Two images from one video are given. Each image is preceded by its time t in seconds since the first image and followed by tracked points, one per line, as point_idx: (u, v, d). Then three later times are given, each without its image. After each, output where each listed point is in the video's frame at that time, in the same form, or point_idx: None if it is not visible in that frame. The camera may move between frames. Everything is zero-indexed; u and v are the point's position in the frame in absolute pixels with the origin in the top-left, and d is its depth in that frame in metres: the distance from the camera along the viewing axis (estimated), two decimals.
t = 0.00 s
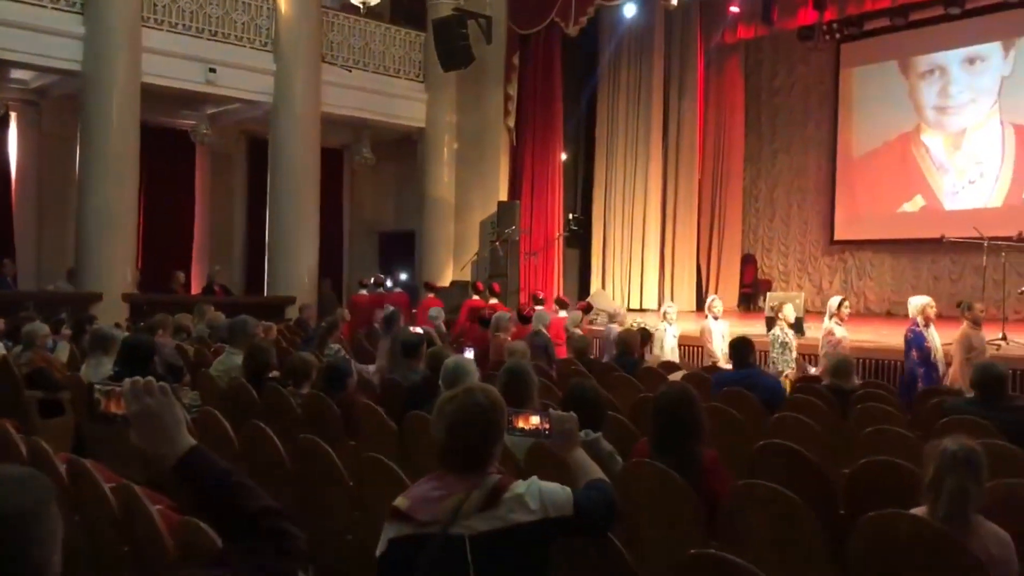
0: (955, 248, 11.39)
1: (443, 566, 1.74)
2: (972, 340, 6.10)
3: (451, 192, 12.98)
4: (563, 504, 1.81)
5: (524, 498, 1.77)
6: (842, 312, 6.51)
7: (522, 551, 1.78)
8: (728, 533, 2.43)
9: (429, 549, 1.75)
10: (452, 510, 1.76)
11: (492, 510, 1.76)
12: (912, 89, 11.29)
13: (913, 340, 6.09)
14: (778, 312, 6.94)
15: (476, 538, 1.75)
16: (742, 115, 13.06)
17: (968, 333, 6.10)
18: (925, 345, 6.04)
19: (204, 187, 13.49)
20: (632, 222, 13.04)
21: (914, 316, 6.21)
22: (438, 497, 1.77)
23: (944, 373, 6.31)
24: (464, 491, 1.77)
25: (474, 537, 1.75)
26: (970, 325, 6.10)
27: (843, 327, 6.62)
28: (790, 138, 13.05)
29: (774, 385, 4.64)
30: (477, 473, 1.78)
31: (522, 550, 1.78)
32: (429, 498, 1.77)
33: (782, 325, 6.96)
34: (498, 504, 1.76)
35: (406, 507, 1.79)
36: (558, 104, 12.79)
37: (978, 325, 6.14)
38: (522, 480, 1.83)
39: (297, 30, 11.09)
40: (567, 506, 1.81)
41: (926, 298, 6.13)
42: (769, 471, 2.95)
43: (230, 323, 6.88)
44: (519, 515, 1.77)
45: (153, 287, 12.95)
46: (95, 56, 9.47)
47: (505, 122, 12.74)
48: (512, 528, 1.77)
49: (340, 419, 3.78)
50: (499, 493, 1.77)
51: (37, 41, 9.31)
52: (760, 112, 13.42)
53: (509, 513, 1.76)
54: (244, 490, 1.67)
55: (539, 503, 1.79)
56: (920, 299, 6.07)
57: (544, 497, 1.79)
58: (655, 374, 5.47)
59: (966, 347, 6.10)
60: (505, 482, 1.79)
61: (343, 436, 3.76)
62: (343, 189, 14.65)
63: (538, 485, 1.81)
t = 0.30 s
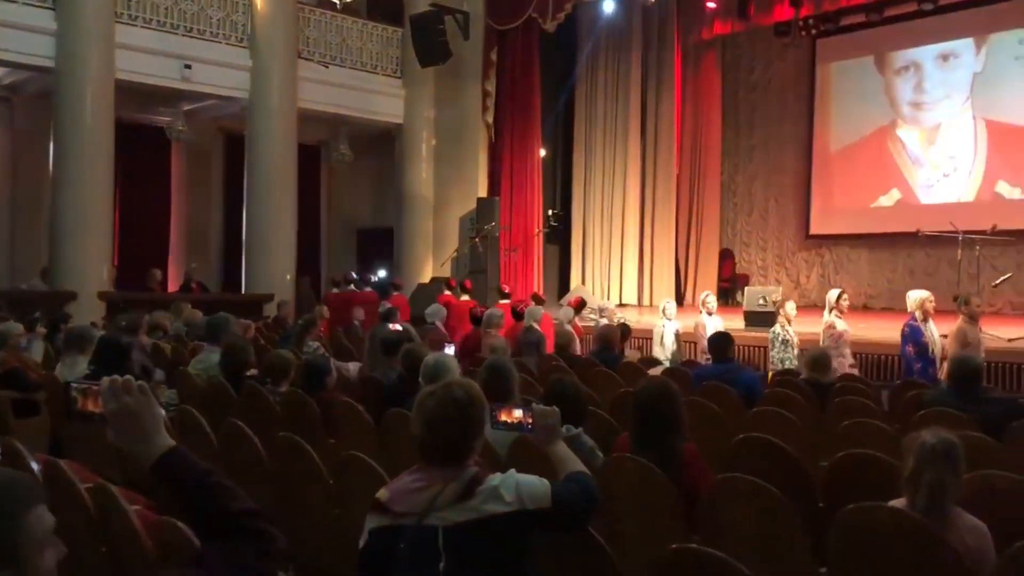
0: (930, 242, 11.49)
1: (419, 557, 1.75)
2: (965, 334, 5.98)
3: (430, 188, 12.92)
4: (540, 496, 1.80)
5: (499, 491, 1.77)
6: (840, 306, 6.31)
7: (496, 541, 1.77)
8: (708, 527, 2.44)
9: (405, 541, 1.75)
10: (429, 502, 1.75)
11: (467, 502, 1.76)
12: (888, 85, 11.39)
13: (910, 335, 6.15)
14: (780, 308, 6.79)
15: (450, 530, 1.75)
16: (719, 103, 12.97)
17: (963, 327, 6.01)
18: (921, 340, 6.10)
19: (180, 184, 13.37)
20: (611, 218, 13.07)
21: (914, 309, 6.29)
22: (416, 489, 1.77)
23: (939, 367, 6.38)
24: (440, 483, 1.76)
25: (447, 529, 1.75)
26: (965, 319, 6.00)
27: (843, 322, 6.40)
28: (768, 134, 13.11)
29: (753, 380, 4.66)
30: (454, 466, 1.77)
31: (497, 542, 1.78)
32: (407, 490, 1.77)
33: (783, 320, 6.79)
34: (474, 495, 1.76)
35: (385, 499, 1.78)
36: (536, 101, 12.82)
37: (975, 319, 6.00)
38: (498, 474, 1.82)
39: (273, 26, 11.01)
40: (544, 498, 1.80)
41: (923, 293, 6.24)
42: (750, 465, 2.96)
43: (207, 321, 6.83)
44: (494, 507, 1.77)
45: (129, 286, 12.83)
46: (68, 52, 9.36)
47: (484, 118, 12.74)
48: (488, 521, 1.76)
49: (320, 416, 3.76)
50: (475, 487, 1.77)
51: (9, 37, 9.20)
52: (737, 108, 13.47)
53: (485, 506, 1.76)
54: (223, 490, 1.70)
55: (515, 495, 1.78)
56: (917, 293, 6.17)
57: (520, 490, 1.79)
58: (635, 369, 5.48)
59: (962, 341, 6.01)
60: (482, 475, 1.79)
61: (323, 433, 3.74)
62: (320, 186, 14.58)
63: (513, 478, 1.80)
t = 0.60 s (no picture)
0: (896, 236, 11.63)
1: (388, 554, 1.74)
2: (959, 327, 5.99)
3: (401, 183, 12.87)
4: (508, 490, 1.80)
5: (467, 487, 1.77)
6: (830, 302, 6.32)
7: (464, 537, 1.77)
8: (680, 519, 2.45)
9: (374, 538, 1.75)
10: (398, 499, 1.76)
11: (436, 497, 1.76)
12: (855, 81, 11.52)
13: (906, 331, 6.19)
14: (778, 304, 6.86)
15: (419, 527, 1.74)
16: (687, 103, 13.26)
17: (956, 319, 6.02)
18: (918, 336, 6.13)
19: (147, 180, 13.21)
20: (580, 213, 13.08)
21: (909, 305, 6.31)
22: (385, 486, 1.77)
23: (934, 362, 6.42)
24: (409, 479, 1.76)
25: (416, 526, 1.74)
26: (958, 312, 6.00)
27: (832, 317, 6.39)
28: (736, 129, 13.21)
29: (725, 373, 4.70)
30: (423, 462, 1.77)
31: (467, 539, 1.77)
32: (376, 487, 1.77)
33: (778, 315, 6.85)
34: (442, 491, 1.76)
35: (355, 496, 1.80)
36: (507, 96, 12.83)
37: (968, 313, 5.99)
38: (467, 469, 1.82)
39: (242, 20, 10.90)
40: (511, 493, 1.80)
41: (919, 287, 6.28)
42: (723, 457, 2.98)
43: (177, 318, 6.76)
44: (463, 503, 1.76)
45: (96, 283, 12.66)
46: (31, 45, 9.19)
47: (455, 113, 12.70)
48: (456, 517, 1.76)
49: (292, 413, 3.74)
50: (444, 483, 1.77)
51: None
52: (706, 103, 13.55)
53: (453, 502, 1.76)
54: (201, 491, 1.56)
55: (484, 489, 1.78)
56: (913, 289, 6.19)
57: (489, 485, 1.79)
58: (606, 363, 5.51)
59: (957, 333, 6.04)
60: (450, 470, 1.78)
61: (295, 430, 3.71)
62: (290, 182, 14.47)
63: (483, 473, 1.80)
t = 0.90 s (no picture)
0: (864, 232, 11.76)
1: (363, 564, 1.72)
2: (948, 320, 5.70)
3: (373, 180, 12.81)
4: (485, 492, 1.81)
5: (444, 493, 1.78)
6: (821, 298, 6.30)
7: (442, 543, 1.77)
8: (656, 515, 2.47)
9: (348, 549, 1.73)
10: (372, 508, 1.74)
11: (413, 505, 1.77)
12: (823, 79, 11.63)
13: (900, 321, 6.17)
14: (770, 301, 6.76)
15: (395, 535, 1.74)
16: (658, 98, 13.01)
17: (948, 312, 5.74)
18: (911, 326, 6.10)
19: (115, 178, 13.02)
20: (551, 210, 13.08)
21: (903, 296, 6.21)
22: (357, 495, 1.74)
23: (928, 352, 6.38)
24: (384, 486, 1.74)
25: (393, 535, 1.74)
26: (948, 304, 5.74)
27: (822, 312, 6.36)
28: (707, 127, 13.29)
29: (697, 369, 4.73)
30: (397, 468, 1.74)
31: (445, 544, 1.77)
32: (349, 496, 1.74)
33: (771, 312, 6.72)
34: (417, 498, 1.76)
35: (324, 506, 1.75)
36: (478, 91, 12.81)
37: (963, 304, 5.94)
38: (441, 471, 1.83)
39: (210, 15, 10.78)
40: (487, 495, 1.81)
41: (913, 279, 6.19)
42: (696, 453, 2.99)
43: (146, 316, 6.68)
44: (440, 508, 1.77)
45: (62, 282, 12.48)
46: None
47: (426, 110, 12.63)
48: (432, 523, 1.76)
49: (264, 412, 3.70)
50: (419, 488, 1.77)
51: None
52: (677, 99, 13.62)
53: (430, 508, 1.76)
54: (176, 494, 1.52)
55: (461, 494, 1.79)
56: (906, 279, 6.13)
57: (466, 488, 1.79)
58: (579, 360, 5.52)
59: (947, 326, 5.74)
60: (425, 476, 1.78)
61: (267, 429, 3.68)
62: (260, 179, 14.34)
63: (458, 476, 1.81)
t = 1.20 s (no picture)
0: (839, 229, 11.85)
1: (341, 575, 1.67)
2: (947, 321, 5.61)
3: (350, 179, 12.77)
4: (464, 495, 1.76)
5: (422, 497, 1.72)
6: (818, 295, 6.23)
7: (421, 551, 1.72)
8: (635, 511, 2.47)
9: (325, 561, 1.68)
10: (350, 515, 1.69)
11: (391, 512, 1.71)
12: (799, 78, 11.72)
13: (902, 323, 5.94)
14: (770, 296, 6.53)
15: (373, 544, 1.68)
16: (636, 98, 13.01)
17: (948, 312, 5.63)
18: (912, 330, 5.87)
19: (88, 178, 12.89)
20: (529, 208, 13.06)
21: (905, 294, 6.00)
22: (334, 502, 1.70)
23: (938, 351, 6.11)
24: (361, 491, 1.70)
25: (372, 543, 1.68)
26: (948, 304, 5.61)
27: (819, 310, 6.29)
28: (683, 125, 13.35)
29: (675, 367, 4.75)
30: (374, 472, 1.72)
31: (425, 549, 1.72)
32: (324, 503, 1.70)
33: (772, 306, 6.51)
34: (395, 504, 1.71)
35: (299, 513, 1.72)
36: (456, 85, 12.75)
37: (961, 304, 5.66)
38: (420, 476, 1.77)
39: (184, 13, 10.68)
40: (467, 497, 1.76)
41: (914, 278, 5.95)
42: (677, 447, 2.99)
43: (121, 316, 6.62)
44: (419, 514, 1.72)
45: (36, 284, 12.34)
46: None
47: (403, 107, 12.56)
48: (411, 529, 1.71)
49: (241, 414, 3.68)
50: (398, 493, 1.72)
51: None
52: (654, 97, 13.67)
53: (407, 512, 1.71)
54: (151, 497, 1.60)
55: (441, 499, 1.73)
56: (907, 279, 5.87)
57: (444, 492, 1.74)
58: (558, 358, 5.52)
59: (947, 327, 5.64)
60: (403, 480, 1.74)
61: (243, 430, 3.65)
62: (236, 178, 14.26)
63: (437, 480, 1.75)
